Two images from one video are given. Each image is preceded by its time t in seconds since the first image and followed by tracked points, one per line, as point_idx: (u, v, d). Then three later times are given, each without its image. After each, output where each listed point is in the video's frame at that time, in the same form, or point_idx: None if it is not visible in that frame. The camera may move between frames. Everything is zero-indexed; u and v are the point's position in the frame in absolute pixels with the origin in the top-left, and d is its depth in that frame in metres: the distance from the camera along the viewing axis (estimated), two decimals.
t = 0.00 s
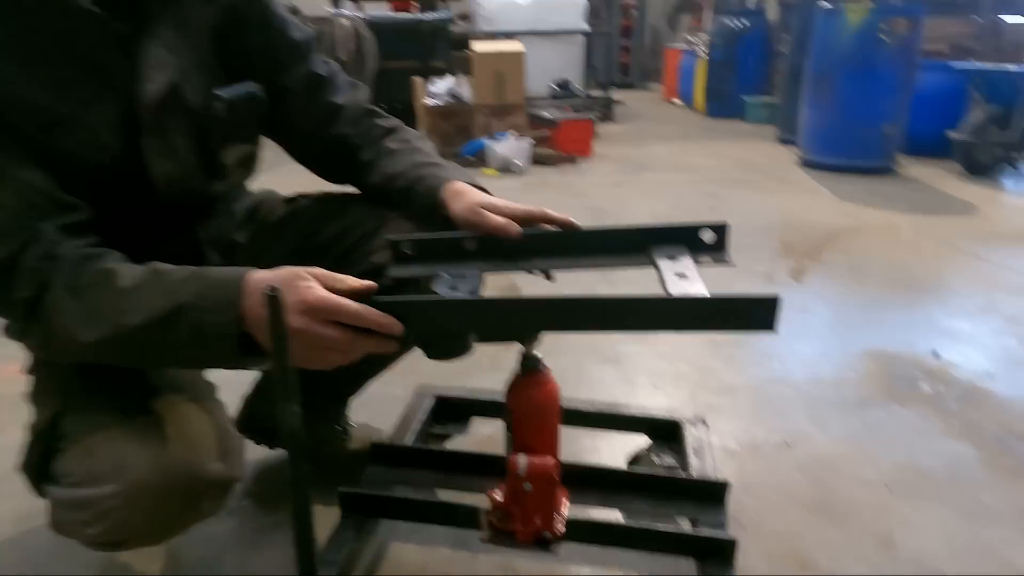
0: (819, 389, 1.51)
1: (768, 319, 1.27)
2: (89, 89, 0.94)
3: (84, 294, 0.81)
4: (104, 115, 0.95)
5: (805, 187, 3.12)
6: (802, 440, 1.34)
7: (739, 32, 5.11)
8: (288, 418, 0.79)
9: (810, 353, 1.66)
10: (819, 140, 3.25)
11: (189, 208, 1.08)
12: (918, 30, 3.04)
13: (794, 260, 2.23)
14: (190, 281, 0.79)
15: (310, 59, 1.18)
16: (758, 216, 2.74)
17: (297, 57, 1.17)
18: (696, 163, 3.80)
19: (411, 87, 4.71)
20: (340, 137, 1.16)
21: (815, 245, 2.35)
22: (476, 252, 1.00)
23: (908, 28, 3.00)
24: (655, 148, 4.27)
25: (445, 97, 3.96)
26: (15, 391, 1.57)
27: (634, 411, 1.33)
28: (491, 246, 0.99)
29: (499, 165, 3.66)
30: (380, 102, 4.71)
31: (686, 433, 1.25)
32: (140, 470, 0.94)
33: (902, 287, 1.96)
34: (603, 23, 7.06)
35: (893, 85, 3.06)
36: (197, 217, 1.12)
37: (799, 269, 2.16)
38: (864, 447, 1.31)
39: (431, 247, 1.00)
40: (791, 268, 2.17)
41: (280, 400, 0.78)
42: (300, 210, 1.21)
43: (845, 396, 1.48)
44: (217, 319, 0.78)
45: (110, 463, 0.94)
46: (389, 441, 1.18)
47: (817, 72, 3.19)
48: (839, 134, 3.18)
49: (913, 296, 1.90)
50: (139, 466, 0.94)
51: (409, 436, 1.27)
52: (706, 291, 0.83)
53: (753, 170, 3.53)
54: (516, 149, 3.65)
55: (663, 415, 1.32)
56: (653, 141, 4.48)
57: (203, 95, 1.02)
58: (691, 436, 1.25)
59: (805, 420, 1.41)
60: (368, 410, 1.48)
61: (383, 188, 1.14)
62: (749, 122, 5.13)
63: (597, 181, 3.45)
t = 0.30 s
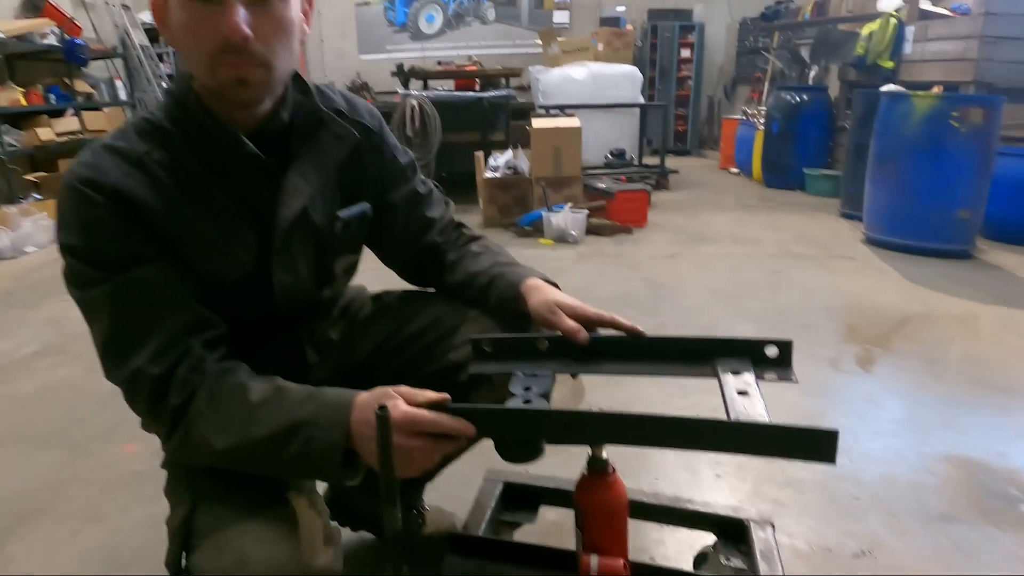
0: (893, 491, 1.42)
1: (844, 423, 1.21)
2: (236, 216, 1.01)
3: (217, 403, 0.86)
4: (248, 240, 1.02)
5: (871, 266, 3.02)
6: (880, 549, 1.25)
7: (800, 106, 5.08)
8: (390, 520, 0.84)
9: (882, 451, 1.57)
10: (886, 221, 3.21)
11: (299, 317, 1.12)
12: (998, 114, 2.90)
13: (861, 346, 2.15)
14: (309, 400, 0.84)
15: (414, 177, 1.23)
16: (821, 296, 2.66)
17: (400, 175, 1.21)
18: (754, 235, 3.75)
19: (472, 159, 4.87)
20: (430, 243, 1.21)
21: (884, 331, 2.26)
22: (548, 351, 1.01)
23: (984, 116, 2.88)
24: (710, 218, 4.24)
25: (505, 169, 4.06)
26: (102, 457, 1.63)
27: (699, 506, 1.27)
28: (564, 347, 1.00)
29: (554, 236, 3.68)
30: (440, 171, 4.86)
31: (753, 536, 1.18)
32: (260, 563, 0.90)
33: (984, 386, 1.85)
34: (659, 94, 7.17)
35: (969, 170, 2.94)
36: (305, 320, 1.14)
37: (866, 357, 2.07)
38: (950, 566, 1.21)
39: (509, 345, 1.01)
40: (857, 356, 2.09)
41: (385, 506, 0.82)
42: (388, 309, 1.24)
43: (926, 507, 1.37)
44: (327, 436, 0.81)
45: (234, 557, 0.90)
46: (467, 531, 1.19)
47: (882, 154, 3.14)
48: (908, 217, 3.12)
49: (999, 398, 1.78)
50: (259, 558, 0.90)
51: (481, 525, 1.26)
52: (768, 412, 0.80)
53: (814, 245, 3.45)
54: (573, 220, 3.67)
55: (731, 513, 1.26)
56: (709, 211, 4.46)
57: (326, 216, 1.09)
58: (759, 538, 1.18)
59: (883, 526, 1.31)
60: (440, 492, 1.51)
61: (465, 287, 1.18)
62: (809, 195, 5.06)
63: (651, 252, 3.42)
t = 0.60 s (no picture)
0: (924, 562, 1.37)
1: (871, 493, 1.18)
2: (275, 272, 1.02)
3: (250, 461, 0.84)
4: (284, 295, 1.02)
5: (889, 311, 2.99)
6: None
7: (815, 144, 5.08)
8: None
9: (910, 515, 1.53)
10: (907, 265, 3.19)
11: (329, 369, 1.14)
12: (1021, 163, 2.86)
13: (883, 397, 2.11)
14: (339, 457, 0.83)
15: (439, 234, 1.24)
16: (840, 340, 2.62)
17: (427, 230, 1.22)
18: (771, 273, 3.72)
19: (489, 194, 4.90)
20: (454, 296, 1.20)
21: (906, 381, 2.22)
22: (568, 411, 1.00)
23: (1005, 165, 2.84)
24: (726, 254, 4.22)
25: (520, 204, 4.09)
26: (127, 501, 1.63)
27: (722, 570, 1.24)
28: (583, 407, 0.99)
29: (569, 271, 3.68)
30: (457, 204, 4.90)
31: None
32: None
33: (1013, 448, 1.79)
34: (674, 128, 7.20)
35: (992, 220, 2.90)
36: (335, 373, 1.15)
37: (887, 408, 2.04)
38: None
39: (530, 404, 1.01)
40: (879, 406, 2.05)
41: None
42: (414, 363, 1.22)
43: None
44: (357, 492, 0.80)
45: None
46: None
47: (901, 198, 3.14)
48: (927, 262, 3.09)
49: None
50: None
51: None
52: (785, 483, 0.78)
53: (831, 286, 3.42)
54: (588, 255, 3.66)
55: None
56: (724, 246, 4.44)
57: (356, 272, 1.08)
58: None
59: None
60: (463, 540, 1.50)
61: (487, 342, 1.15)
62: (825, 233, 5.04)
63: (666, 289, 3.40)
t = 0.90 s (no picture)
0: (909, 555, 1.39)
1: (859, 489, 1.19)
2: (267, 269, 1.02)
3: (180, 502, 0.79)
4: (276, 293, 1.03)
5: (882, 308, 3.01)
6: None
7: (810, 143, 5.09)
8: None
9: (898, 510, 1.54)
10: (898, 263, 3.21)
11: (318, 364, 1.14)
12: (1010, 162, 2.89)
13: (875, 394, 2.12)
14: (251, 522, 0.75)
15: (425, 217, 1.24)
16: (833, 338, 2.63)
17: (413, 217, 1.23)
18: (765, 272, 3.73)
19: (485, 192, 4.90)
20: (445, 281, 1.21)
21: (898, 378, 2.23)
22: (564, 412, 0.99)
23: (994, 164, 2.85)
24: (720, 253, 4.24)
25: (516, 203, 4.09)
26: (124, 499, 1.63)
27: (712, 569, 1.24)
28: (580, 410, 0.98)
29: (565, 268, 3.68)
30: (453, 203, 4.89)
31: None
32: None
33: (1001, 443, 1.81)
34: (669, 126, 7.21)
35: (980, 218, 2.92)
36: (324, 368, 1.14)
37: (878, 405, 2.05)
38: None
39: (526, 406, 1.00)
40: (869, 403, 2.07)
41: None
42: (403, 357, 1.21)
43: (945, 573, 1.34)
44: (259, 562, 0.72)
45: None
46: None
47: (893, 198, 3.15)
48: (918, 260, 3.12)
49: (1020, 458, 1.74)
50: None
51: None
52: (778, 484, 0.77)
53: (824, 284, 3.44)
54: (583, 253, 3.67)
55: None
56: (719, 245, 4.46)
57: (348, 262, 1.10)
58: None
59: None
60: (456, 538, 1.51)
61: (481, 337, 1.15)
62: (820, 231, 5.05)
63: (660, 287, 3.40)
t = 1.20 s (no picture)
0: (869, 487, 1.35)
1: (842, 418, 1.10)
2: (225, 222, 0.99)
3: (185, 446, 0.77)
4: (235, 247, 1.00)
5: (855, 264, 3.04)
6: (850, 541, 1.20)
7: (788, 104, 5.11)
8: None
9: (858, 446, 1.50)
10: (870, 219, 3.25)
11: (279, 317, 1.07)
12: (976, 113, 2.95)
13: (842, 343, 2.14)
14: (273, 488, 0.75)
15: (381, 171, 1.15)
16: (807, 293, 2.65)
17: (371, 171, 1.14)
18: (743, 235, 3.74)
19: (464, 159, 4.87)
20: (406, 239, 1.10)
21: (866, 329, 2.25)
22: (550, 371, 0.89)
23: (962, 113, 2.91)
24: (699, 218, 4.25)
25: (496, 169, 4.06)
26: (87, 457, 1.64)
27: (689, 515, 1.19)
28: (566, 370, 0.88)
29: (545, 237, 3.63)
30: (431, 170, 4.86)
31: (744, 543, 1.11)
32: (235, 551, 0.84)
33: (960, 377, 1.84)
34: (650, 93, 7.21)
35: (950, 169, 2.99)
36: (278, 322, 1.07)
37: (847, 354, 2.04)
38: (918, 554, 1.16)
39: (511, 364, 0.89)
40: (838, 352, 2.06)
41: None
42: (361, 313, 1.15)
43: (897, 497, 1.31)
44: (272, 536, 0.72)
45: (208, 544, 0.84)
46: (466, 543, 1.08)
47: (867, 153, 3.16)
48: (890, 216, 3.16)
49: (975, 387, 1.77)
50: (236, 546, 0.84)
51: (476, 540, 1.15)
52: (765, 436, 0.70)
53: (800, 244, 3.45)
54: (563, 221, 3.62)
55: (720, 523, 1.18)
56: (698, 211, 4.47)
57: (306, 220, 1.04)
58: (751, 547, 1.11)
59: (853, 518, 1.26)
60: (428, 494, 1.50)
61: (455, 299, 1.06)
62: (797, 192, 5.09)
63: (639, 251, 3.38)
